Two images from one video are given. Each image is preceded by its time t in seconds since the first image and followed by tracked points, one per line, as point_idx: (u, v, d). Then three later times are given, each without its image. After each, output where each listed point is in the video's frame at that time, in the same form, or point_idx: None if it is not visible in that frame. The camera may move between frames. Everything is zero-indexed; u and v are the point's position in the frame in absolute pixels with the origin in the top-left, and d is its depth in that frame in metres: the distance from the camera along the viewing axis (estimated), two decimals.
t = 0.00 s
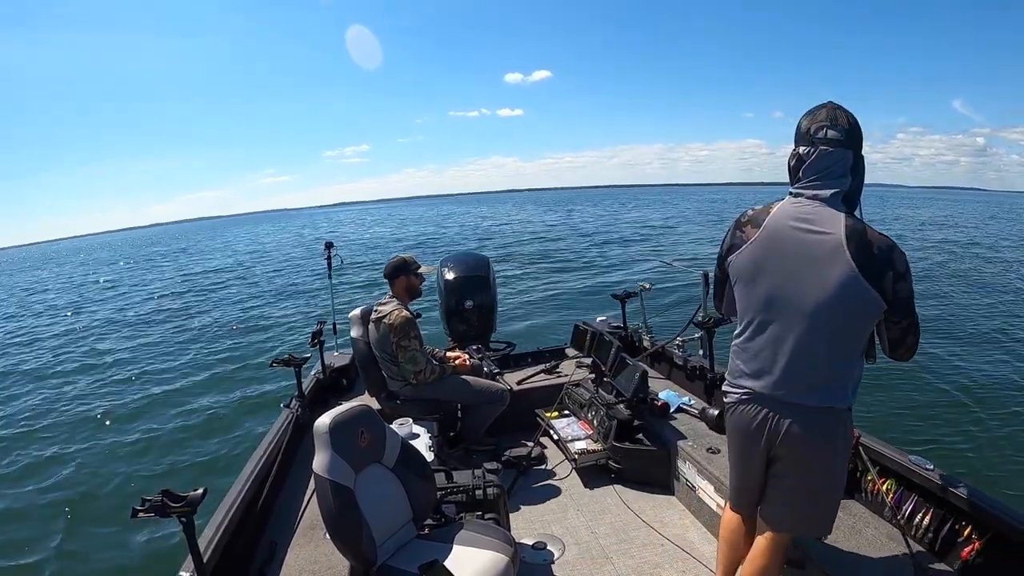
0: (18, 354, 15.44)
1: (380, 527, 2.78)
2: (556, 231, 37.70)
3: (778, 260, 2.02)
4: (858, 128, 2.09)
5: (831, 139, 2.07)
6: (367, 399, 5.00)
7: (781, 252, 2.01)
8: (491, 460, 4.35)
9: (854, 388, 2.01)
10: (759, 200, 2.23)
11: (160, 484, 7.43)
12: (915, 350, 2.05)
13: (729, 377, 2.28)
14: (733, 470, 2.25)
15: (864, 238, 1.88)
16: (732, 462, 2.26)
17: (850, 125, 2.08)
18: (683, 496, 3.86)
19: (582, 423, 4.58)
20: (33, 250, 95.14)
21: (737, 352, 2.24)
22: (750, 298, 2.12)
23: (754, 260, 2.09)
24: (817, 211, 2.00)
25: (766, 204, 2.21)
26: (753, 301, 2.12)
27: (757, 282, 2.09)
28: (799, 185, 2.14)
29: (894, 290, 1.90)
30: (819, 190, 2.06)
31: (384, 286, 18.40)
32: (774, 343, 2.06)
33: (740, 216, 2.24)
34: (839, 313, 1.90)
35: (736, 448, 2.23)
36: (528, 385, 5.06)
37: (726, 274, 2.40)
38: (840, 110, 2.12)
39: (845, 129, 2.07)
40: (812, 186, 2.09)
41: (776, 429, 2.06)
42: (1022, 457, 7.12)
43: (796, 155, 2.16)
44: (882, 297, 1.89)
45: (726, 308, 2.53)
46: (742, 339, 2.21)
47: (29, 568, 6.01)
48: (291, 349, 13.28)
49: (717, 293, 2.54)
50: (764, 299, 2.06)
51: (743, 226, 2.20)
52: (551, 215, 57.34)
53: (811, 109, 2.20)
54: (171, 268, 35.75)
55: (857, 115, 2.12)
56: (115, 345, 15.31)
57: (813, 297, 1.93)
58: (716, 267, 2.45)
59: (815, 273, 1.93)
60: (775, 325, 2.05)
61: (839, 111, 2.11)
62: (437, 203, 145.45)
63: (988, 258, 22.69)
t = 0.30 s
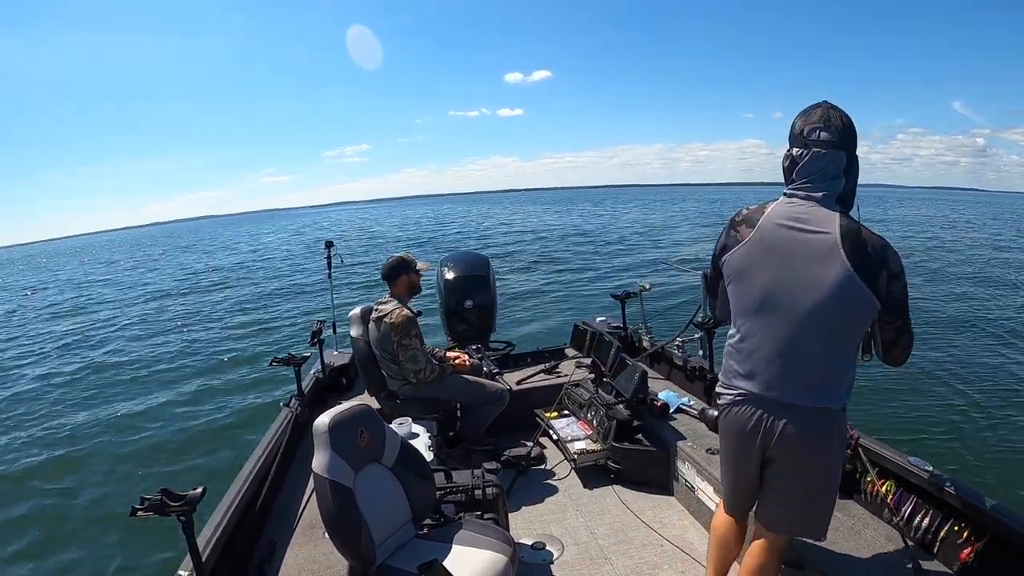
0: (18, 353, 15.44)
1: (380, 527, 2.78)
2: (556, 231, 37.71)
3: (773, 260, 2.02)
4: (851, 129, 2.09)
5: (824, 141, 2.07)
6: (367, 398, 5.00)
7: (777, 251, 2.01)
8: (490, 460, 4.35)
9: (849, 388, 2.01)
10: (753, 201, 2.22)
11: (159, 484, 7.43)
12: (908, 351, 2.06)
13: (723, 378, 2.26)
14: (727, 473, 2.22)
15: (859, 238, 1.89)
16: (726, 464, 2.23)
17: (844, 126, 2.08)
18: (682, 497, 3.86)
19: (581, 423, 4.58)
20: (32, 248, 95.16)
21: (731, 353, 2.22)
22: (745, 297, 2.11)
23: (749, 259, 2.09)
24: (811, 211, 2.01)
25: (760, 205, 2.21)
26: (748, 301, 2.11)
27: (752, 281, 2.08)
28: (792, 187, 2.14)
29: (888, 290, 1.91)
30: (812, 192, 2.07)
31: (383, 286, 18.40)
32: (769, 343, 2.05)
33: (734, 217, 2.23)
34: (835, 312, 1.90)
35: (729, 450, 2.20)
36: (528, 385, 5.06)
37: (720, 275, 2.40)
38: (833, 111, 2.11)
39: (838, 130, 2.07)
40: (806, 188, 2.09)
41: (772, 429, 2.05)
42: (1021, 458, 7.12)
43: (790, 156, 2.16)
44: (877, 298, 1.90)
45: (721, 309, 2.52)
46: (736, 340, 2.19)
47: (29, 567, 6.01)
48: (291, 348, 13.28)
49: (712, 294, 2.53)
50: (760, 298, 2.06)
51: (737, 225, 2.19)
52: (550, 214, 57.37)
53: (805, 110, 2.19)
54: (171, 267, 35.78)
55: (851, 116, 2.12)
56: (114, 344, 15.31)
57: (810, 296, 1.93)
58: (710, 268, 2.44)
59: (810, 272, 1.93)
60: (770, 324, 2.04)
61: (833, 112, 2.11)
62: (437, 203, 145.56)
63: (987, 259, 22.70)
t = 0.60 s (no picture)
0: (20, 354, 15.44)
1: (379, 527, 2.77)
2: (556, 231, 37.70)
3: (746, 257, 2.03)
4: (817, 124, 2.11)
5: (789, 138, 2.09)
6: (367, 398, 5.00)
7: (751, 248, 2.02)
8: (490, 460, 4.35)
9: (831, 381, 2.00)
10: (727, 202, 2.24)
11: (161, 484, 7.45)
12: (891, 340, 2.05)
13: (708, 380, 2.25)
14: (711, 481, 2.17)
15: (831, 230, 1.90)
16: (705, 464, 2.20)
17: (809, 122, 2.10)
18: (683, 496, 3.86)
19: (582, 423, 4.58)
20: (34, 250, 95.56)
21: (715, 354, 2.22)
22: (723, 297, 2.11)
23: (724, 259, 2.10)
24: (782, 207, 2.02)
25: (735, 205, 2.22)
26: (726, 300, 2.11)
27: (729, 280, 2.08)
28: (763, 186, 2.16)
29: (863, 279, 1.90)
30: (781, 190, 2.09)
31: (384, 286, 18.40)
32: (748, 339, 2.04)
33: (710, 219, 2.24)
34: (809, 305, 1.90)
35: (711, 455, 2.17)
36: (528, 384, 5.06)
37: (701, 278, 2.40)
38: (797, 108, 2.14)
39: (802, 128, 2.09)
40: (774, 187, 2.11)
41: (756, 427, 2.03)
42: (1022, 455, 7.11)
43: (758, 156, 2.19)
44: (853, 287, 1.89)
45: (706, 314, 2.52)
46: (718, 340, 2.19)
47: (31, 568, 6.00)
48: (292, 348, 13.29)
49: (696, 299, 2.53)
50: (737, 296, 2.06)
51: (713, 227, 2.21)
52: (551, 214, 57.42)
53: (771, 109, 2.22)
54: (173, 268, 35.81)
55: (817, 112, 2.14)
56: (116, 345, 15.35)
57: (784, 291, 1.93)
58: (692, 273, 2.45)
59: (782, 267, 1.94)
60: (748, 321, 2.03)
61: (797, 110, 2.13)
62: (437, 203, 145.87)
63: (988, 256, 22.67)
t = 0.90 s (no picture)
0: (23, 357, 15.44)
1: (380, 527, 2.77)
2: (557, 231, 37.71)
3: (710, 250, 2.01)
4: (769, 125, 2.18)
5: (742, 138, 2.16)
6: (368, 399, 5.00)
7: (714, 241, 2.01)
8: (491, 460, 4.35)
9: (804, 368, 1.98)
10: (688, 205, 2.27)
11: (163, 485, 7.45)
12: (860, 321, 2.09)
13: (679, 382, 2.17)
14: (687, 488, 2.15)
15: (789, 217, 1.94)
16: (677, 462, 2.17)
17: (761, 124, 2.17)
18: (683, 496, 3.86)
19: (582, 423, 4.58)
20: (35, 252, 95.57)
21: (684, 355, 2.14)
22: (689, 293, 2.07)
23: (688, 255, 2.08)
24: (741, 201, 2.05)
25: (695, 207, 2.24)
26: (692, 296, 2.07)
27: (694, 275, 2.05)
28: (721, 185, 2.21)
29: (826, 262, 1.94)
30: (740, 185, 2.13)
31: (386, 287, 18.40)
32: (718, 331, 2.00)
33: (673, 223, 2.25)
34: (777, 289, 1.89)
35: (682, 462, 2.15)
36: (529, 384, 5.06)
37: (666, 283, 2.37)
38: (751, 111, 2.21)
39: (754, 128, 2.16)
40: (732, 185, 2.15)
41: (726, 428, 1.99)
42: None
43: (715, 157, 2.25)
44: (817, 270, 1.92)
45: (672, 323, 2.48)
46: (686, 339, 2.13)
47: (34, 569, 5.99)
48: (294, 349, 13.30)
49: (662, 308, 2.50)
50: (704, 290, 2.02)
51: (676, 229, 2.20)
52: (552, 215, 57.46)
53: (727, 114, 2.30)
54: (175, 270, 35.85)
55: (769, 113, 2.21)
56: (118, 347, 15.36)
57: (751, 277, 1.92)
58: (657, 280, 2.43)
59: (747, 255, 1.93)
60: (717, 313, 1.99)
61: (750, 112, 2.20)
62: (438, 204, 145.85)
63: (989, 256, 22.71)
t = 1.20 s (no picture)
0: (22, 354, 15.40)
1: (379, 527, 2.77)
2: (558, 232, 37.72)
3: (684, 251, 2.04)
4: (743, 137, 2.29)
5: (714, 145, 2.29)
6: (368, 399, 5.01)
7: (688, 243, 2.04)
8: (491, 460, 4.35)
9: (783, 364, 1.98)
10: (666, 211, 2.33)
11: (163, 485, 7.45)
12: (839, 311, 2.08)
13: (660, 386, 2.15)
14: (679, 492, 2.14)
15: (757, 213, 1.97)
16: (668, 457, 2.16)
17: (734, 135, 2.29)
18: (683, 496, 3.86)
19: (582, 423, 4.58)
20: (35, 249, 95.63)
21: (665, 359, 2.14)
22: (666, 296, 2.09)
23: (664, 258, 2.10)
24: (712, 203, 2.09)
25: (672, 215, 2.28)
26: (669, 299, 2.08)
27: (670, 279, 2.07)
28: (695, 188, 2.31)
29: (798, 254, 1.96)
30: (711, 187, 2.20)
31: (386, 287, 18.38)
32: (695, 331, 2.00)
33: (653, 233, 2.29)
34: (750, 284, 1.91)
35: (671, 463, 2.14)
36: (529, 385, 5.07)
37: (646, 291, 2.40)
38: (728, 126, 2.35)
39: (726, 138, 2.28)
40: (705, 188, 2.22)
41: (713, 433, 1.98)
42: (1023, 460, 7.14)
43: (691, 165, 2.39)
44: (789, 262, 1.93)
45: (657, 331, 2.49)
46: (666, 343, 2.13)
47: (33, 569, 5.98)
48: (294, 349, 13.30)
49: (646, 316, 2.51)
50: (680, 292, 2.04)
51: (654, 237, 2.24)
52: (552, 216, 57.52)
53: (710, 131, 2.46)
54: (174, 268, 35.77)
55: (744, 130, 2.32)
56: (117, 345, 15.35)
57: (723, 274, 1.94)
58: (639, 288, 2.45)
59: (719, 252, 1.96)
60: (693, 314, 2.01)
61: (724, 128, 2.34)
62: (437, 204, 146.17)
63: (987, 262, 22.80)
